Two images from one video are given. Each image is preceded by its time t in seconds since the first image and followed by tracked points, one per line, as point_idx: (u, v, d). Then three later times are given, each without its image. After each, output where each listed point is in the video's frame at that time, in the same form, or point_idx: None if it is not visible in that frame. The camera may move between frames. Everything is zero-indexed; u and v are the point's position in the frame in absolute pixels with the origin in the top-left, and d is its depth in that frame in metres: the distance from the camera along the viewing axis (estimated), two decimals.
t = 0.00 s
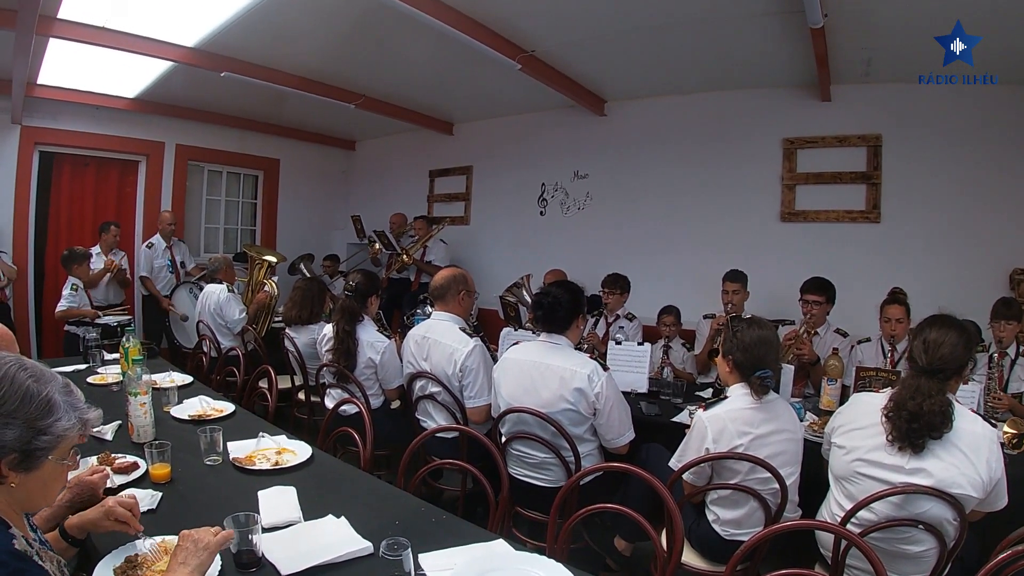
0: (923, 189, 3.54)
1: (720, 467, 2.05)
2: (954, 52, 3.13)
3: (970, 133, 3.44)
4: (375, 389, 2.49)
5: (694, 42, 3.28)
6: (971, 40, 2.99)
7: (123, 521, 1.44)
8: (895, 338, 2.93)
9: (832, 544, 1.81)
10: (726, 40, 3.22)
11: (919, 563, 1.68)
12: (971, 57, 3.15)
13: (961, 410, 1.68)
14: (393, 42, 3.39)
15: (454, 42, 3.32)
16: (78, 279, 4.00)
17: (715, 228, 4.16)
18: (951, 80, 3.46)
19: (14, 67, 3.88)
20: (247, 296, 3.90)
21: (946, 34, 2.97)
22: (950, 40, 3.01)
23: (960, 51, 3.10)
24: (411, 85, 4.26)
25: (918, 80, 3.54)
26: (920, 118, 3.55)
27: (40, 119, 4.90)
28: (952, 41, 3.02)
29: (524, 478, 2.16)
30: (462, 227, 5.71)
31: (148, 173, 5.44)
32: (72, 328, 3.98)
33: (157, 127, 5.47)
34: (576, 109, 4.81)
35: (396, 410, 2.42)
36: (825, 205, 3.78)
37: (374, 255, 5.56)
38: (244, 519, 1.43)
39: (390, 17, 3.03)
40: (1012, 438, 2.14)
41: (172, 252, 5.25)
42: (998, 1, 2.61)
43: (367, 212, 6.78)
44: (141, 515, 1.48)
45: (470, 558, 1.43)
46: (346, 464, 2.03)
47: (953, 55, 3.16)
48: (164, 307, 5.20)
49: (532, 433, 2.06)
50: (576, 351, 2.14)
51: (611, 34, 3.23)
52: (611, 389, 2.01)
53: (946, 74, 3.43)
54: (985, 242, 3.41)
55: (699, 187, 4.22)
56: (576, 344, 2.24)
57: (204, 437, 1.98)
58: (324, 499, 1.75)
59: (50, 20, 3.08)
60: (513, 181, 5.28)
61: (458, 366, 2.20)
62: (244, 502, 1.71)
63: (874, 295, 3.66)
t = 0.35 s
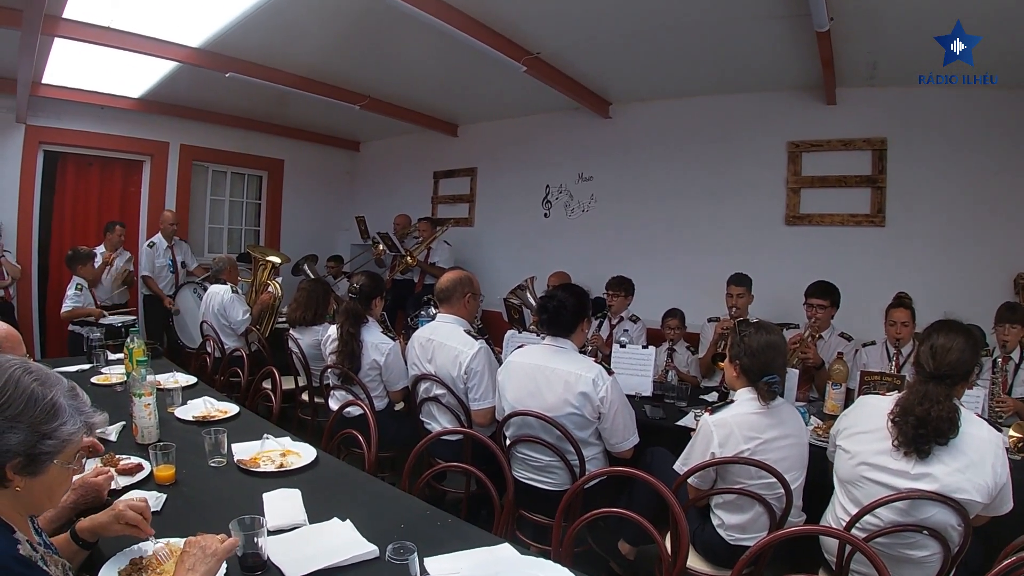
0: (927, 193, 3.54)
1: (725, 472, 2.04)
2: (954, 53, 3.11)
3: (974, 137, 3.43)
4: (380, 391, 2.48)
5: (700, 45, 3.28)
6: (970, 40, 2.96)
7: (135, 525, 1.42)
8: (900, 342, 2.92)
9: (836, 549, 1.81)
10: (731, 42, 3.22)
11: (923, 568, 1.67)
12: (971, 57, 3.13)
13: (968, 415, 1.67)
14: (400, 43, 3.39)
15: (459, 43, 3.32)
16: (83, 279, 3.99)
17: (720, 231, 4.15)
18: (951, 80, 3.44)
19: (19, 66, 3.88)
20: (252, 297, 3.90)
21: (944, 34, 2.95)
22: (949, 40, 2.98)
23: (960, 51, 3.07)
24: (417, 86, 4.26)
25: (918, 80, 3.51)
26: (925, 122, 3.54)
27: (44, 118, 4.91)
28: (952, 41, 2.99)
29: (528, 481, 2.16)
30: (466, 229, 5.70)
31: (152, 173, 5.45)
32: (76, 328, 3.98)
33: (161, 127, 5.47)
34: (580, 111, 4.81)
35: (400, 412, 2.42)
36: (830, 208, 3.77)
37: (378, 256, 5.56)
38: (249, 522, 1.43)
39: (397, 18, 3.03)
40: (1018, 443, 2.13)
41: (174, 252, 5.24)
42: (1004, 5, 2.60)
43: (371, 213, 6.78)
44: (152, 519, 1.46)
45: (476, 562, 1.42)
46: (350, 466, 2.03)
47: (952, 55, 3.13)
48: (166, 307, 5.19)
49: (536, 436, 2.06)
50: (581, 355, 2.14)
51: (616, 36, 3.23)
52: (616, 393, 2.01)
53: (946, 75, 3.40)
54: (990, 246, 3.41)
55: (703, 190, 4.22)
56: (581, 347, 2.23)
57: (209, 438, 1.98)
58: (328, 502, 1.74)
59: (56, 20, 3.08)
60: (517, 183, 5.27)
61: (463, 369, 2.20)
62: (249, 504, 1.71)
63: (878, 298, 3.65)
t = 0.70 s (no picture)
0: (936, 198, 3.52)
1: (735, 480, 2.03)
2: (954, 53, 3.04)
3: (983, 142, 3.42)
4: (388, 398, 2.48)
5: (707, 50, 3.27)
6: (970, 40, 2.90)
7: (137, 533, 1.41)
8: (908, 348, 2.90)
9: (846, 558, 1.80)
10: (739, 48, 3.21)
11: None
12: (971, 57, 3.07)
13: (979, 424, 1.65)
14: (410, 49, 3.39)
15: (467, 49, 3.32)
16: (90, 283, 3.99)
17: (727, 237, 4.14)
18: (951, 80, 3.37)
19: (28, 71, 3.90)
20: (259, 302, 3.90)
21: (945, 35, 2.90)
22: (949, 40, 2.92)
23: (960, 51, 3.01)
24: (424, 91, 4.26)
25: (917, 80, 3.44)
26: (933, 127, 3.53)
27: (52, 122, 4.92)
28: (952, 41, 2.93)
29: (537, 489, 2.15)
30: (473, 234, 5.70)
31: (159, 178, 5.46)
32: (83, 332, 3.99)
33: (169, 131, 5.49)
34: (587, 117, 4.81)
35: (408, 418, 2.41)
36: (838, 214, 3.76)
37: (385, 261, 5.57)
38: (260, 530, 1.41)
39: (407, 24, 3.03)
40: None
41: (184, 257, 5.26)
42: (1014, 11, 2.59)
43: (377, 218, 6.79)
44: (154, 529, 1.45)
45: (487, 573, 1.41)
46: (359, 474, 2.02)
47: (951, 55, 3.07)
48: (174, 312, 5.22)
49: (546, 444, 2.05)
50: (590, 362, 2.13)
51: (623, 42, 3.22)
52: (626, 401, 2.00)
53: (946, 75, 3.33)
54: (999, 252, 3.39)
55: (710, 196, 4.21)
56: (590, 354, 2.22)
57: (217, 445, 1.98)
58: (336, 509, 1.74)
59: (64, 25, 3.09)
60: (523, 188, 5.27)
61: (472, 375, 2.19)
62: (257, 512, 1.70)
63: (887, 305, 3.63)
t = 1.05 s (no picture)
0: (941, 209, 3.51)
1: (739, 494, 2.02)
2: (954, 53, 2.93)
3: (989, 153, 3.40)
4: (390, 407, 2.47)
5: (712, 60, 3.27)
6: (971, 40, 2.78)
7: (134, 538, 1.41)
8: (913, 360, 2.89)
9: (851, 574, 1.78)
10: (745, 58, 3.21)
11: None
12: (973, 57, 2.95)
13: (984, 439, 1.64)
14: (415, 56, 3.38)
15: (472, 57, 3.31)
16: (93, 288, 3.99)
17: (732, 248, 4.13)
18: (951, 81, 3.24)
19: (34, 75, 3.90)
20: (263, 309, 3.90)
21: (944, 35, 2.79)
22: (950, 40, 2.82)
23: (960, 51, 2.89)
24: (430, 100, 4.26)
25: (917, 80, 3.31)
26: (938, 138, 3.52)
27: (59, 126, 4.93)
28: (952, 41, 2.82)
29: (540, 501, 2.14)
30: (477, 243, 5.70)
31: (165, 182, 5.47)
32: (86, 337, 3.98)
33: (174, 136, 5.50)
34: (592, 126, 4.82)
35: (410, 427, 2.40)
36: (842, 225, 3.75)
37: (389, 269, 5.57)
38: (262, 542, 1.41)
39: (413, 33, 3.04)
40: None
41: (190, 262, 5.25)
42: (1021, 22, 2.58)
43: (382, 226, 6.79)
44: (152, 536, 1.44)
45: None
46: (361, 485, 2.02)
47: (951, 55, 2.95)
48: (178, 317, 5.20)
49: (549, 456, 2.05)
50: (594, 374, 2.12)
51: (629, 52, 3.23)
52: (630, 413, 1.99)
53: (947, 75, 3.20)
54: (1005, 264, 3.37)
55: (715, 206, 4.20)
56: (594, 366, 2.21)
57: (220, 454, 1.98)
58: (338, 521, 1.73)
59: (71, 29, 3.10)
60: (528, 197, 5.27)
61: (475, 386, 2.18)
62: (259, 523, 1.70)
63: (892, 317, 3.61)
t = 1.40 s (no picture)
0: (954, 222, 3.47)
1: (752, 509, 1.99)
2: (954, 52, 2.81)
3: (1004, 165, 3.37)
4: (400, 415, 2.46)
5: (724, 70, 3.25)
6: (971, 40, 2.67)
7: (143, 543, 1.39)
8: (925, 374, 2.86)
9: None
10: (759, 68, 3.19)
11: None
12: (973, 57, 2.82)
13: (998, 456, 1.61)
14: (428, 63, 3.37)
15: (486, 66, 3.31)
16: (103, 290, 4.00)
17: (743, 258, 4.11)
18: (951, 80, 3.09)
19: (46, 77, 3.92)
20: (273, 314, 3.90)
21: (945, 35, 2.69)
22: (949, 40, 2.71)
23: (960, 51, 2.78)
24: (441, 107, 4.26)
25: (917, 81, 3.18)
26: (952, 150, 3.49)
27: (71, 128, 4.95)
28: (952, 41, 2.71)
29: (551, 513, 2.12)
30: (488, 250, 5.69)
31: (176, 185, 5.49)
32: (95, 340, 3.99)
33: (187, 140, 5.52)
34: (604, 135, 4.82)
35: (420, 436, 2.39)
36: (855, 237, 3.73)
37: (399, 276, 5.58)
38: (273, 553, 1.38)
39: (427, 40, 3.04)
40: None
41: (201, 266, 5.27)
42: None
43: (393, 232, 6.79)
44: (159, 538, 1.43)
45: None
46: (370, 495, 2.00)
47: (951, 55, 2.83)
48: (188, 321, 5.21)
49: (560, 468, 2.03)
50: (607, 386, 2.10)
51: (641, 61, 3.22)
52: (642, 426, 1.97)
53: (946, 75, 3.06)
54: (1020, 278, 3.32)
55: (727, 216, 4.19)
56: (607, 377, 2.19)
57: (229, 461, 1.94)
58: (348, 533, 1.70)
59: (84, 33, 3.11)
60: (539, 205, 5.27)
61: (487, 396, 2.17)
62: (268, 532, 1.68)
63: (905, 330, 3.58)
